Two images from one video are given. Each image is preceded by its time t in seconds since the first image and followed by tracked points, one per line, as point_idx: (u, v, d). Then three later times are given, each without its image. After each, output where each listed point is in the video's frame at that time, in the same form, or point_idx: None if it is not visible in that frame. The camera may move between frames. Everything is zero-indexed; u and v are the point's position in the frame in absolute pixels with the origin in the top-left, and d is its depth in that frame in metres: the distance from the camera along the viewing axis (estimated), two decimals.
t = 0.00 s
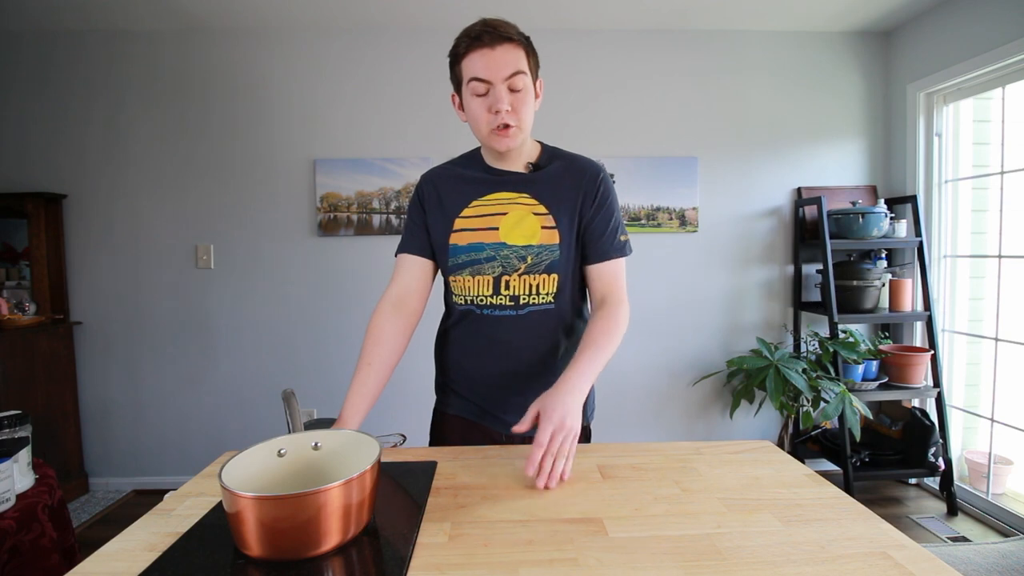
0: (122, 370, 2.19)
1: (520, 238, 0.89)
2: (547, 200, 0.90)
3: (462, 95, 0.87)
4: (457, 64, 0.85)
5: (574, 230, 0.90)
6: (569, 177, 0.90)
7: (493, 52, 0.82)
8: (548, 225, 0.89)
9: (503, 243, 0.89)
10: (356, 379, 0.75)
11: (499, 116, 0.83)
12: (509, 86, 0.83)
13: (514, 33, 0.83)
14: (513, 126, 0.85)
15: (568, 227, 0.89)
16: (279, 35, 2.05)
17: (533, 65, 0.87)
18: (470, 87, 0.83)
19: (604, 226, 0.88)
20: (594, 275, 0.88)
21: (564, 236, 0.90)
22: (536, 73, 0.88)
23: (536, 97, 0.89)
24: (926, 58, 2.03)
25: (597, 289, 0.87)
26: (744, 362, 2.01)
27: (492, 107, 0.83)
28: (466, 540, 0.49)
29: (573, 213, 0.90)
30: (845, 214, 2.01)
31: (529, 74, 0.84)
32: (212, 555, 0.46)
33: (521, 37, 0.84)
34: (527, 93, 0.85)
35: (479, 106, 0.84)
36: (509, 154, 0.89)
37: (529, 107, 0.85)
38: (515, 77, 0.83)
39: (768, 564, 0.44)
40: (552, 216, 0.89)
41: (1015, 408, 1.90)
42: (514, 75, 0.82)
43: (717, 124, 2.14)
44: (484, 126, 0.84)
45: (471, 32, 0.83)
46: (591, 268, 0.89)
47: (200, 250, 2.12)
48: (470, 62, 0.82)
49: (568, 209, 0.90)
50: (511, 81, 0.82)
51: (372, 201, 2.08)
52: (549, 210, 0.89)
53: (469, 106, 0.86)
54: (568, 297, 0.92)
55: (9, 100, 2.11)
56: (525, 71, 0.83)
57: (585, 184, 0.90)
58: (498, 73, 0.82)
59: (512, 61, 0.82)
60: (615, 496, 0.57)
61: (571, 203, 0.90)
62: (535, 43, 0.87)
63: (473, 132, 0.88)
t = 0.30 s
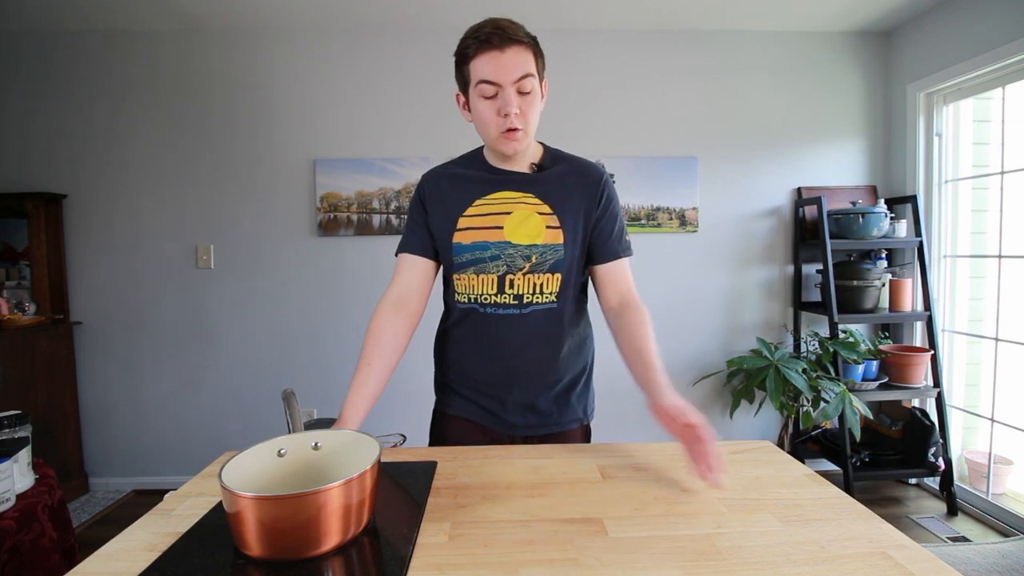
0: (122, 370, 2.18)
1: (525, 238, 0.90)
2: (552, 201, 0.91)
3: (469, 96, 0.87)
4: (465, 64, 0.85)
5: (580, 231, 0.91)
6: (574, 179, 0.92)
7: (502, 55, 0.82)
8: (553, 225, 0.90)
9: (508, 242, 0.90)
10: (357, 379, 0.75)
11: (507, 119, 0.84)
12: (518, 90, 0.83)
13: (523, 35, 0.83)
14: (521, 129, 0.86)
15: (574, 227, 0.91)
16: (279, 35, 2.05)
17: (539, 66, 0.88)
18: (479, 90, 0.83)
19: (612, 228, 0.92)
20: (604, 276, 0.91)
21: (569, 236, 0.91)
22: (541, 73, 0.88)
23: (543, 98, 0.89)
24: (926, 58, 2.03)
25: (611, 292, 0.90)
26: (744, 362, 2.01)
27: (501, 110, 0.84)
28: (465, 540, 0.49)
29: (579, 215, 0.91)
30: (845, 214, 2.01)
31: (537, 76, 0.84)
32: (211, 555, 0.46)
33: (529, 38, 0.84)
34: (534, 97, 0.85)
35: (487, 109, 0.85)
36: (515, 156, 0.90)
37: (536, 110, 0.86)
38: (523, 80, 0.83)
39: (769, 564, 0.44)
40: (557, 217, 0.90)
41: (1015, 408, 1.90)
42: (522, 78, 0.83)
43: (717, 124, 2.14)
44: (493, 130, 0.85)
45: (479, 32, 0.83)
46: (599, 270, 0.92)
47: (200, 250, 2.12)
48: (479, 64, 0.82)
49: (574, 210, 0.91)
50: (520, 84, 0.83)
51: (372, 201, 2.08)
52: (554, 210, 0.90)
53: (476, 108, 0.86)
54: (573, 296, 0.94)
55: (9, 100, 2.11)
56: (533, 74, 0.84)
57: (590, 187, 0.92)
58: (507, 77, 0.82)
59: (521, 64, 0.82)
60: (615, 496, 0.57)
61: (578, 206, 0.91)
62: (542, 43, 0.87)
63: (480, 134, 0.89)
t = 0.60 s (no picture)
0: (121, 370, 2.19)
1: (529, 237, 0.91)
2: (557, 198, 0.92)
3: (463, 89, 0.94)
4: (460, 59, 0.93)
5: (582, 229, 0.92)
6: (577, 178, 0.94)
7: (490, 46, 0.88)
8: (556, 225, 0.91)
9: (514, 242, 0.90)
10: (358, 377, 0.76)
11: (492, 109, 0.90)
12: (502, 81, 0.89)
13: (512, 29, 0.89)
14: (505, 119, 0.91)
15: (576, 225, 0.92)
16: (279, 35, 2.05)
17: (534, 61, 0.92)
18: (467, 80, 0.90)
19: (612, 227, 0.93)
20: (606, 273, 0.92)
21: (571, 234, 0.92)
22: (537, 69, 0.92)
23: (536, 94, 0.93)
24: (926, 58, 2.03)
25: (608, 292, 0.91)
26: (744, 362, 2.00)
27: (485, 101, 0.90)
28: (465, 540, 0.49)
29: (582, 212, 0.92)
30: (845, 214, 2.01)
31: (524, 69, 0.89)
32: (211, 555, 0.46)
33: (520, 33, 0.89)
34: (521, 88, 0.90)
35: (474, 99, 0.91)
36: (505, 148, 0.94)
37: (522, 102, 0.91)
38: (509, 71, 0.89)
39: (769, 564, 0.44)
40: (560, 216, 0.92)
41: (1015, 407, 1.90)
42: (509, 69, 0.89)
43: (717, 124, 2.14)
44: (478, 120, 0.91)
45: (473, 28, 0.90)
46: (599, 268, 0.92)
47: (200, 250, 2.12)
48: (469, 54, 0.89)
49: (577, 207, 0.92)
50: (504, 75, 0.89)
51: (372, 201, 2.08)
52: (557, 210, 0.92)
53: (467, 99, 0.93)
54: (579, 296, 0.93)
55: (8, 100, 2.11)
56: (520, 66, 0.89)
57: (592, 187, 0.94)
58: (493, 68, 0.89)
59: (506, 57, 0.88)
60: (615, 497, 0.57)
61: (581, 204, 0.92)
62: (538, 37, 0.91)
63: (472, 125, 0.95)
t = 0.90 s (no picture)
0: (121, 370, 2.19)
1: (529, 237, 0.91)
2: (556, 198, 0.92)
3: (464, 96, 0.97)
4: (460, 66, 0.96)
5: (580, 228, 0.92)
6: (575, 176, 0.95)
7: (489, 51, 0.92)
8: (557, 224, 0.91)
9: (514, 242, 0.90)
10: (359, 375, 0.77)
11: (494, 111, 0.92)
12: (503, 84, 0.92)
13: (509, 32, 0.92)
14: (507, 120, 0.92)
15: (575, 224, 0.92)
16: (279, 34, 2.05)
17: (532, 63, 0.95)
18: (468, 85, 0.93)
19: (610, 225, 0.93)
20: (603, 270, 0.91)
21: (572, 234, 0.91)
22: (536, 71, 0.96)
23: (536, 95, 0.96)
24: (926, 58, 2.03)
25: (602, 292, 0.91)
26: (744, 362, 1.99)
27: (487, 104, 0.92)
28: (466, 540, 0.49)
29: (581, 210, 0.92)
30: (845, 214, 2.01)
31: (524, 71, 0.92)
32: (211, 555, 0.46)
33: (518, 35, 0.93)
34: (523, 88, 0.93)
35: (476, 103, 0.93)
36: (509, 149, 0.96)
37: (524, 101, 0.93)
38: (509, 73, 0.93)
39: (769, 564, 0.44)
40: (560, 216, 0.91)
41: (1015, 407, 1.90)
42: (509, 71, 0.92)
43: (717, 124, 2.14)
44: (481, 121, 0.92)
45: (472, 35, 0.95)
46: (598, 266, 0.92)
47: (200, 250, 2.12)
48: (469, 59, 0.92)
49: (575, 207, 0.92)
50: (505, 77, 0.92)
51: (372, 200, 2.08)
52: (557, 210, 0.91)
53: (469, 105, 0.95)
54: (580, 295, 0.92)
55: (8, 100, 2.11)
56: (520, 68, 0.92)
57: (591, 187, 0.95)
58: (493, 71, 0.93)
59: (506, 59, 0.92)
60: (615, 497, 0.57)
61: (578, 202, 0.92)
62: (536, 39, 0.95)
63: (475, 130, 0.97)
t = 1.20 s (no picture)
0: (121, 370, 2.18)
1: (528, 239, 0.93)
2: (556, 202, 0.93)
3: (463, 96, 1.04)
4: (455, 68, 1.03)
5: (580, 233, 0.92)
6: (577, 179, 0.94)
7: (478, 56, 0.97)
8: (556, 226, 0.92)
9: (513, 245, 0.92)
10: (357, 379, 0.76)
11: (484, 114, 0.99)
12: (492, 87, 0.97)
13: (495, 33, 0.97)
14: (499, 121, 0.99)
15: (575, 228, 0.92)
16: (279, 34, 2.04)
17: (522, 60, 0.99)
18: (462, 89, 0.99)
19: (615, 226, 0.92)
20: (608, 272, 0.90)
21: (572, 237, 0.92)
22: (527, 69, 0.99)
23: (529, 91, 1.00)
24: (926, 58, 2.03)
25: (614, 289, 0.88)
26: (744, 362, 2.00)
27: (479, 109, 0.99)
28: (466, 540, 0.49)
29: (582, 214, 0.91)
30: (845, 214, 2.01)
31: (512, 73, 0.97)
32: (211, 555, 0.46)
33: (504, 34, 0.97)
34: (511, 88, 0.98)
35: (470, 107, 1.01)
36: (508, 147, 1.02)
37: (514, 101, 0.98)
38: (497, 76, 0.98)
39: (769, 564, 0.44)
40: (559, 218, 0.92)
41: (1015, 407, 1.90)
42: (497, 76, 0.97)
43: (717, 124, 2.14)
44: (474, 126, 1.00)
45: (462, 39, 1.00)
46: (603, 269, 0.91)
47: (200, 250, 2.12)
48: (461, 65, 0.98)
49: (577, 211, 0.92)
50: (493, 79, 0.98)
51: (372, 201, 2.08)
52: (557, 212, 0.92)
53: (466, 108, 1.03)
54: (578, 296, 0.93)
55: (8, 100, 2.11)
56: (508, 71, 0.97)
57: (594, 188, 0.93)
58: (483, 74, 0.97)
59: (494, 61, 0.97)
60: (615, 497, 0.57)
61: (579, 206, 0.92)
62: (526, 36, 0.98)
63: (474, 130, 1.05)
